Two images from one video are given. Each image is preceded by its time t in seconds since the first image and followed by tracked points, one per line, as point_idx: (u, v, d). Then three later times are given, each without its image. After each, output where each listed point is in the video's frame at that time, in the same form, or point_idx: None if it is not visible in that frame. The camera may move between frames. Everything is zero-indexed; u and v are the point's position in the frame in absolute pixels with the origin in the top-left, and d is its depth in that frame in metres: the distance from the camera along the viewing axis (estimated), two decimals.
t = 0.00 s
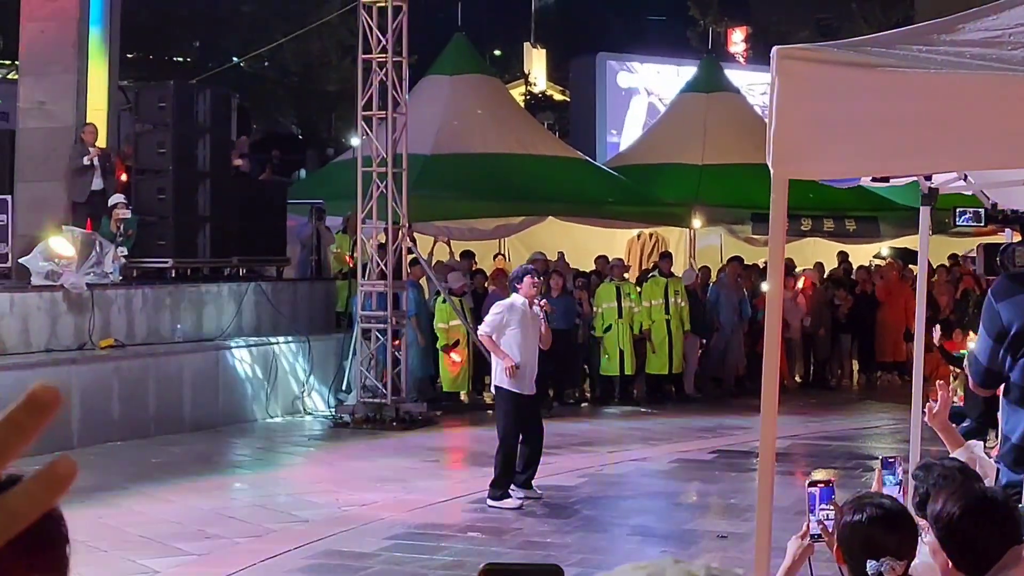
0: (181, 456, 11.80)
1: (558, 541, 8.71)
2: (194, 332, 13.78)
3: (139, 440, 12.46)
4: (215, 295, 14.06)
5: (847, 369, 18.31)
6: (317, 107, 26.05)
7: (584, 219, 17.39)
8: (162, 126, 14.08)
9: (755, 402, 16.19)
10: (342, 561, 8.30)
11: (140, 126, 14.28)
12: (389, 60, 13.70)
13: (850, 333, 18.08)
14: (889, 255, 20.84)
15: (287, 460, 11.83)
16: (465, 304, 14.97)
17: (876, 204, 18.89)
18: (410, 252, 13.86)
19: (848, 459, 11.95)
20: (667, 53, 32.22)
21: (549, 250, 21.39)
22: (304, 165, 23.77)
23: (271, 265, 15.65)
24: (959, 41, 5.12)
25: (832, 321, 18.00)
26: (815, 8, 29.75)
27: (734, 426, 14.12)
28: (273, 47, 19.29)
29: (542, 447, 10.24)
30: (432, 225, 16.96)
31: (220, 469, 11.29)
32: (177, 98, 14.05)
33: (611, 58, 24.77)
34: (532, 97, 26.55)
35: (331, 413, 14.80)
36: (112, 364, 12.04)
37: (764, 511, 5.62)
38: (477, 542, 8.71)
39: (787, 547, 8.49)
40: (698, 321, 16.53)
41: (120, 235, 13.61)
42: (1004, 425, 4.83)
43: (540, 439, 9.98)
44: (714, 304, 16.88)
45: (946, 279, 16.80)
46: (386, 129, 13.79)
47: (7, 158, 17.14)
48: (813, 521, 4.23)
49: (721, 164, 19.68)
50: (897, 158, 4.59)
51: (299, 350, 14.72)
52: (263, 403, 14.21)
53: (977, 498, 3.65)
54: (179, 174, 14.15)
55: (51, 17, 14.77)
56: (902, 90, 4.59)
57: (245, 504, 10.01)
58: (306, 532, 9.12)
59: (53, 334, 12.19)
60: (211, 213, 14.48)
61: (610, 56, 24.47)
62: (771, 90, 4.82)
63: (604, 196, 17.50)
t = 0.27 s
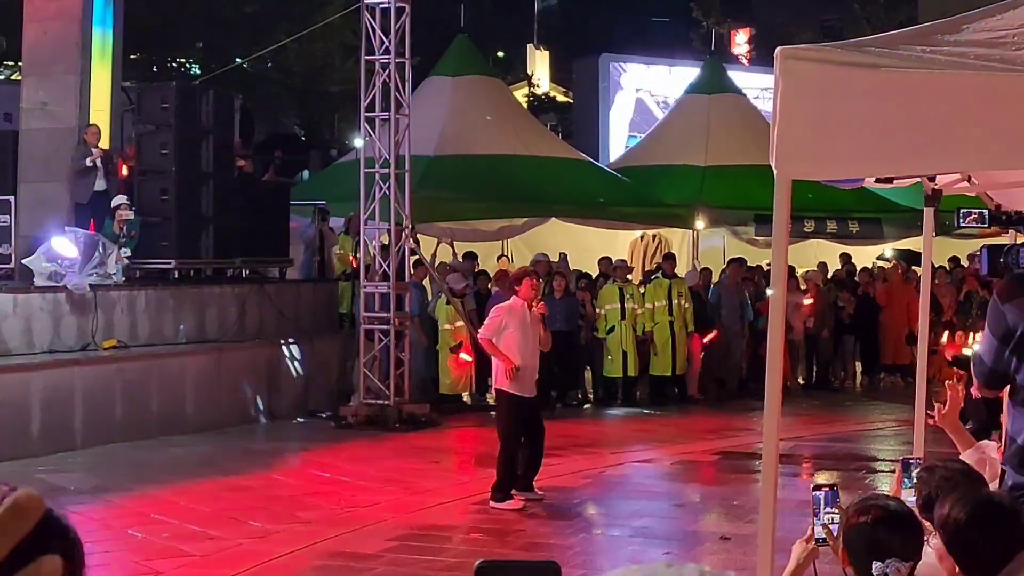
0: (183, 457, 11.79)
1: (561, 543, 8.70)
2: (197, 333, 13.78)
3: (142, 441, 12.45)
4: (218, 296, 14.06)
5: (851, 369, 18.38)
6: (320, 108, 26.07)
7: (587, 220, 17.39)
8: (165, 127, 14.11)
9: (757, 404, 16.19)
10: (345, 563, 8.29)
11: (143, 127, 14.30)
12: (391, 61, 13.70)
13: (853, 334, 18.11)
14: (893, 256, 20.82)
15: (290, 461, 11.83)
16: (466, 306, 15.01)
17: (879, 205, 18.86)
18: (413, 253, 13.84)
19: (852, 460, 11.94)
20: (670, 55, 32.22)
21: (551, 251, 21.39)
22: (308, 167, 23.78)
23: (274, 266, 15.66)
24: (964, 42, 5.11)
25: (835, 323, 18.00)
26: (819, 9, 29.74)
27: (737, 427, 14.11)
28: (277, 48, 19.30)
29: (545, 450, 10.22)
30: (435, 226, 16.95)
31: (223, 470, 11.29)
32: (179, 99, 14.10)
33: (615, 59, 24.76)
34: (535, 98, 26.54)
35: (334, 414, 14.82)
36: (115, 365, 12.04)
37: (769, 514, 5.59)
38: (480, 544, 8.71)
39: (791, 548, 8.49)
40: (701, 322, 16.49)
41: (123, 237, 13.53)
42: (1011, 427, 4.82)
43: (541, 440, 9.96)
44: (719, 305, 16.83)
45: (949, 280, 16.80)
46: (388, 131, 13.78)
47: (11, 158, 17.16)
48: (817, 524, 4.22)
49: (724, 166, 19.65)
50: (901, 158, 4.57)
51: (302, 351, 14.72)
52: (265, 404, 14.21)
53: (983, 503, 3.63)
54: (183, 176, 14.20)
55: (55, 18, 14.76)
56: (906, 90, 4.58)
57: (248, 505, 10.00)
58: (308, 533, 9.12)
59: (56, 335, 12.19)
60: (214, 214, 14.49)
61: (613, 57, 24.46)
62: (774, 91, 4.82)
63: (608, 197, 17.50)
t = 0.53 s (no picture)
0: (182, 457, 11.79)
1: (560, 542, 8.70)
2: (196, 333, 13.77)
3: (141, 440, 12.45)
4: (217, 296, 14.05)
5: (849, 369, 18.42)
6: (320, 107, 26.07)
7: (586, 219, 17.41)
8: (163, 126, 14.09)
9: (756, 404, 16.21)
10: (344, 562, 8.29)
11: (142, 126, 14.29)
12: (390, 61, 13.68)
13: (852, 334, 18.14)
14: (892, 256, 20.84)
15: (289, 461, 11.82)
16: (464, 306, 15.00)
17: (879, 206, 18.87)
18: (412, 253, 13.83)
19: (850, 460, 11.94)
20: (670, 54, 32.21)
21: (549, 249, 21.39)
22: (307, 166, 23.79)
23: (273, 266, 15.65)
24: (964, 41, 5.09)
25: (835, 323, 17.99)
26: (819, 9, 29.73)
27: (736, 427, 14.11)
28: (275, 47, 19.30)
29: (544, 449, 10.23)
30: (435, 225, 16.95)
31: (222, 470, 11.28)
32: (178, 98, 14.05)
33: (614, 58, 24.76)
34: (534, 97, 26.54)
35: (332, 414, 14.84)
36: (114, 364, 12.02)
37: (768, 515, 5.57)
38: (479, 543, 8.71)
39: (789, 548, 8.50)
40: (700, 322, 16.47)
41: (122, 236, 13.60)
42: (1010, 427, 4.82)
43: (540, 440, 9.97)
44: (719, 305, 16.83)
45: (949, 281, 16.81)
46: (387, 130, 13.77)
47: (10, 157, 17.15)
48: (817, 525, 4.22)
49: (724, 166, 19.65)
50: (900, 158, 4.57)
51: (302, 351, 14.73)
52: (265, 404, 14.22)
53: (983, 503, 3.64)
54: (181, 175, 14.18)
55: (54, 17, 14.74)
56: (904, 90, 4.58)
57: (247, 505, 9.99)
58: (307, 533, 9.11)
59: (55, 334, 12.18)
60: (213, 214, 14.48)
61: (612, 56, 24.44)
62: (773, 90, 4.82)
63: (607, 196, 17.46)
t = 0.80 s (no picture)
0: (177, 455, 11.77)
1: (555, 541, 8.70)
2: (191, 332, 13.74)
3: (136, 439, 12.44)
4: (212, 295, 14.03)
5: (845, 369, 18.30)
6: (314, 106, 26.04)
7: (582, 218, 17.40)
8: (158, 124, 14.00)
9: (751, 403, 16.22)
10: (339, 561, 8.28)
11: (136, 125, 14.22)
12: (386, 59, 13.67)
13: (848, 333, 18.03)
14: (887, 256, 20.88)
15: (284, 460, 11.80)
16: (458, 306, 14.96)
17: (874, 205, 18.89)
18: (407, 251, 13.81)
19: (846, 459, 11.94)
20: (665, 54, 32.19)
21: (544, 248, 21.39)
22: (302, 165, 23.76)
23: (268, 265, 15.63)
24: (960, 40, 5.08)
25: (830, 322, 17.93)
26: (814, 9, 29.75)
27: (731, 426, 14.10)
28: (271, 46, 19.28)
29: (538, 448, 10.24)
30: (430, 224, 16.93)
31: (218, 469, 11.26)
32: (174, 96, 13.98)
33: (610, 58, 24.77)
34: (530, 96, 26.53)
35: (327, 413, 14.83)
36: (109, 363, 12.00)
37: (764, 510, 5.59)
38: (474, 542, 8.70)
39: (784, 547, 8.50)
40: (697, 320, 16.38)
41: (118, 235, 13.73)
42: (1006, 426, 4.83)
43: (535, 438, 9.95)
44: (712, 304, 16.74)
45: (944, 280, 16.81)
46: (383, 129, 13.76)
47: (4, 156, 17.13)
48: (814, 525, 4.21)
49: (719, 165, 19.66)
50: (895, 157, 4.57)
51: (297, 350, 14.72)
52: (260, 403, 14.20)
53: (980, 503, 3.64)
54: (177, 173, 14.14)
55: (49, 15, 14.71)
56: (900, 88, 4.57)
57: (242, 504, 9.98)
58: (302, 532, 9.10)
59: (49, 332, 12.15)
60: (207, 213, 14.46)
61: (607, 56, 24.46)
62: (770, 88, 4.81)
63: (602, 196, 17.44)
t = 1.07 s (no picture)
0: (171, 454, 11.76)
1: (548, 540, 8.70)
2: (185, 330, 13.72)
3: (129, 438, 12.42)
4: (206, 293, 14.00)
5: (839, 368, 18.34)
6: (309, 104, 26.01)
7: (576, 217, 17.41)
8: (152, 123, 14.02)
9: (745, 401, 16.24)
10: (332, 560, 8.28)
11: (130, 123, 14.21)
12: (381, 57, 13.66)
13: (842, 332, 18.07)
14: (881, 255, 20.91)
15: (279, 458, 11.78)
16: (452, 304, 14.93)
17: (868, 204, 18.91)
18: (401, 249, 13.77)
19: (840, 458, 11.96)
20: (659, 53, 32.19)
21: (538, 246, 21.38)
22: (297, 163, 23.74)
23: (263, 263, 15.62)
24: (955, 39, 5.08)
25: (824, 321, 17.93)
26: (808, 8, 29.78)
27: (725, 425, 14.11)
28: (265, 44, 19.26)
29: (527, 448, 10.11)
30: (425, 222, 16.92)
31: (213, 467, 11.25)
32: (168, 94, 13.99)
33: (604, 56, 24.77)
34: (524, 94, 26.52)
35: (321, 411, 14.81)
36: (103, 361, 11.99)
37: (759, 511, 5.59)
38: (467, 540, 8.70)
39: (777, 546, 8.51)
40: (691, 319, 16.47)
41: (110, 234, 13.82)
42: (1000, 424, 4.84)
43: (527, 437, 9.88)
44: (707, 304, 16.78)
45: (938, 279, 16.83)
46: (377, 127, 13.75)
47: None
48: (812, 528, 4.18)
49: (714, 163, 19.68)
50: (888, 157, 4.58)
51: (291, 348, 14.70)
52: (254, 401, 14.19)
53: (976, 499, 3.65)
54: (171, 171, 14.13)
55: (43, 13, 14.68)
56: (892, 88, 4.58)
57: (235, 502, 9.96)
58: (296, 530, 9.09)
59: (43, 331, 12.13)
60: (202, 211, 14.44)
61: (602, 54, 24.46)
62: (764, 86, 4.81)
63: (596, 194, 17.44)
